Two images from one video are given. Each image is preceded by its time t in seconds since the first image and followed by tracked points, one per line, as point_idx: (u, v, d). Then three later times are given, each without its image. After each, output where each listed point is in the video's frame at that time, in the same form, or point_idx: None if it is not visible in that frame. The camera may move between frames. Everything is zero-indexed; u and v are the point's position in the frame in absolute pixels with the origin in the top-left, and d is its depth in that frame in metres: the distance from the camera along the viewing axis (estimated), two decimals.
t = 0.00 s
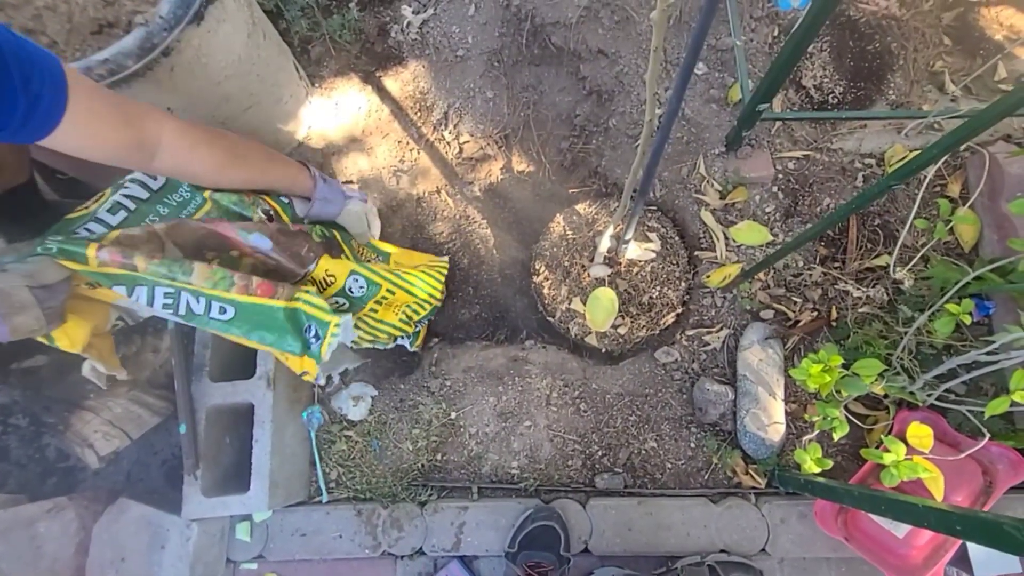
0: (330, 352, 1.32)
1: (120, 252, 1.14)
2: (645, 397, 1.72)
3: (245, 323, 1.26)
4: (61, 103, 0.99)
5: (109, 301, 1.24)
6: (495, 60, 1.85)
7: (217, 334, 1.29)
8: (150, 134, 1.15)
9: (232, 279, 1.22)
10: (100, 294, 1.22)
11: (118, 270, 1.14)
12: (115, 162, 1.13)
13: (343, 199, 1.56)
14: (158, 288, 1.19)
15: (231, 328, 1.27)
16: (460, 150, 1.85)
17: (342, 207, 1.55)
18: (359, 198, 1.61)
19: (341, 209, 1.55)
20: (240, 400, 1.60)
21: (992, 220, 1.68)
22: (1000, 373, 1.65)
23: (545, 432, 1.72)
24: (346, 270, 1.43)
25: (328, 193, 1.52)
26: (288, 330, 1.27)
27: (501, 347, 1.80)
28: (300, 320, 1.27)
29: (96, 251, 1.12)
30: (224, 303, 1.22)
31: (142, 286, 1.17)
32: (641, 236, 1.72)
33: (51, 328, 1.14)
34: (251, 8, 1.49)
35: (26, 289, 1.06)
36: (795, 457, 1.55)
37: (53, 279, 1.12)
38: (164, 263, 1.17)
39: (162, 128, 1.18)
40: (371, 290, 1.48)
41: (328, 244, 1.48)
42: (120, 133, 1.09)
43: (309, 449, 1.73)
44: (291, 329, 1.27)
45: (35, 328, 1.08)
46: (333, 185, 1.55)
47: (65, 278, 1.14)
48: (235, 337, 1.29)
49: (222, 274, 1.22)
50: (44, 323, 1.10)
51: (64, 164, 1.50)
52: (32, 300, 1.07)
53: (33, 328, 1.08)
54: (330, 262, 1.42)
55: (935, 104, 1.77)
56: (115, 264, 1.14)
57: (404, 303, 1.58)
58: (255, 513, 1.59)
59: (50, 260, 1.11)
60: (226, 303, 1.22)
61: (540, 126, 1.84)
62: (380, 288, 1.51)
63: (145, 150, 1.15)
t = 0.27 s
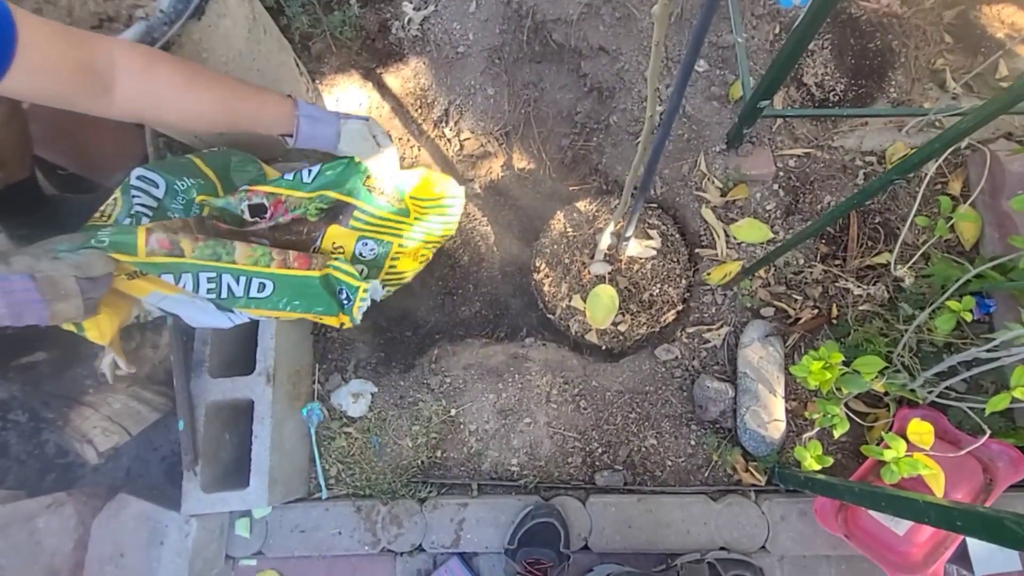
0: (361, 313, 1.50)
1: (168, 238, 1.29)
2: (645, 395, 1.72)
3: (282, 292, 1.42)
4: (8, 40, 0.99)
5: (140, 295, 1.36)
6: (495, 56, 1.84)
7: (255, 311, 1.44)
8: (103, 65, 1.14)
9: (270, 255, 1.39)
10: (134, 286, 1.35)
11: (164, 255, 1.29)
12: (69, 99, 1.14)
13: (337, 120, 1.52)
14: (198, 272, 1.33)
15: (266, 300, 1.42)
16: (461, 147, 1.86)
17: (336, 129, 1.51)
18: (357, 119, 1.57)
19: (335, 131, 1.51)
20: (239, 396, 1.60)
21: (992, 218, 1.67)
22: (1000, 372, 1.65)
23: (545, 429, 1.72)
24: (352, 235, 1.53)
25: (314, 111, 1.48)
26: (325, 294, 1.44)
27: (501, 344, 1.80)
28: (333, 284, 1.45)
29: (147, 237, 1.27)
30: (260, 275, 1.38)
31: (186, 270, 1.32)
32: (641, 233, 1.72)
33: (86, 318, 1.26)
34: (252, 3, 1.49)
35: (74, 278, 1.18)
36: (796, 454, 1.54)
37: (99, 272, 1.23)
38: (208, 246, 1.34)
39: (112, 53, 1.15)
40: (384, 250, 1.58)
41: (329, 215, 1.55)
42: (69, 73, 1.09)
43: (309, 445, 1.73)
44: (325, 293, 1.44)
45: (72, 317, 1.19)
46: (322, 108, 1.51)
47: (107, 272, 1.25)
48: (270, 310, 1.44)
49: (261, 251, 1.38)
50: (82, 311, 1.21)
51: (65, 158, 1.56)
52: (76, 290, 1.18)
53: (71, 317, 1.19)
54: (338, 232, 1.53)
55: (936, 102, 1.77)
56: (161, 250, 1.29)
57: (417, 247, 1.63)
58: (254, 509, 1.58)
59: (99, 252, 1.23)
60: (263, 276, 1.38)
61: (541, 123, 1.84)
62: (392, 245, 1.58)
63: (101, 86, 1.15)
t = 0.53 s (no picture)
0: (346, 289, 1.52)
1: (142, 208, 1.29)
2: (645, 397, 1.72)
3: (266, 266, 1.41)
4: None
5: (129, 272, 1.35)
6: (496, 59, 1.85)
7: (243, 288, 1.44)
8: (84, 56, 1.13)
9: (249, 226, 1.37)
10: (121, 261, 1.33)
11: (138, 225, 1.29)
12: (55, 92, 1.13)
13: (330, 110, 1.51)
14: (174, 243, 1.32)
15: (249, 274, 1.41)
16: (462, 149, 1.86)
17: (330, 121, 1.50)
18: (349, 104, 1.55)
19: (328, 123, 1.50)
20: (239, 397, 1.60)
21: (992, 221, 1.68)
22: (999, 375, 1.65)
23: (544, 431, 1.72)
24: (344, 220, 1.54)
25: (307, 104, 1.46)
26: (309, 269, 1.44)
27: (501, 346, 1.80)
28: (319, 260, 1.46)
29: (118, 210, 1.27)
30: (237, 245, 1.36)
31: (161, 241, 1.31)
32: (641, 236, 1.73)
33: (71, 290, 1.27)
34: (253, 7, 1.51)
35: (38, 245, 1.18)
36: (795, 457, 1.55)
37: (67, 238, 1.23)
38: (183, 217, 1.32)
39: (94, 44, 1.14)
40: (376, 236, 1.57)
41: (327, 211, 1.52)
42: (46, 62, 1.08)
43: (309, 447, 1.73)
44: (311, 267, 1.44)
45: (49, 286, 1.23)
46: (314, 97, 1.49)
47: (81, 239, 1.26)
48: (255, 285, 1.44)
49: (239, 223, 1.36)
50: (58, 279, 1.24)
51: (68, 160, 1.57)
52: (44, 256, 1.20)
53: (48, 285, 1.23)
54: (332, 215, 1.53)
55: (935, 105, 1.77)
56: (134, 220, 1.28)
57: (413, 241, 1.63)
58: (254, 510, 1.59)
59: (66, 217, 1.23)
60: (242, 246, 1.36)
61: (541, 126, 1.84)
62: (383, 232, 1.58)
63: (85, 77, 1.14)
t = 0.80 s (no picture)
0: (352, 277, 1.42)
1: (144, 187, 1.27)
2: (646, 396, 1.72)
3: (265, 252, 1.35)
4: None
5: (136, 258, 1.35)
6: (497, 57, 1.85)
7: (244, 273, 1.39)
8: (61, 36, 1.14)
9: (246, 209, 1.32)
10: (130, 246, 1.33)
11: (139, 203, 1.27)
12: (39, 74, 1.16)
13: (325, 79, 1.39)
14: (174, 224, 1.30)
15: (249, 258, 1.36)
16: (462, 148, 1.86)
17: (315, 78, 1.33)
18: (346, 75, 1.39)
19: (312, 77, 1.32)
20: (240, 395, 1.60)
21: (993, 220, 1.68)
22: (1001, 374, 1.65)
23: (545, 430, 1.72)
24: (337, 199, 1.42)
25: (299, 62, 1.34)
26: (308, 252, 1.36)
27: (502, 344, 1.80)
28: (322, 244, 1.37)
29: (117, 187, 1.26)
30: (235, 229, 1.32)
31: (161, 221, 1.29)
32: (642, 235, 1.73)
33: (86, 267, 1.26)
34: (255, 5, 1.51)
35: (49, 215, 1.19)
36: (796, 455, 1.55)
37: (75, 212, 1.23)
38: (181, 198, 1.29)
39: (70, 20, 1.15)
40: (374, 208, 1.45)
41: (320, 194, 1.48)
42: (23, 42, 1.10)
43: (309, 445, 1.73)
44: (309, 251, 1.36)
45: (65, 260, 1.21)
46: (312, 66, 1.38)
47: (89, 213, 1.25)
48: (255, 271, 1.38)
49: (236, 204, 1.32)
50: (74, 254, 1.22)
51: (72, 159, 1.57)
52: (58, 228, 1.19)
53: (63, 259, 1.20)
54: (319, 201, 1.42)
55: (937, 104, 1.77)
56: (136, 198, 1.27)
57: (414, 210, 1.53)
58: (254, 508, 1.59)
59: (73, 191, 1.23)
60: (240, 230, 1.32)
61: (542, 124, 1.84)
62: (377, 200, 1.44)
63: (64, 58, 1.16)
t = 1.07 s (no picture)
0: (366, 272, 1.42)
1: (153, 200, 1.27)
2: (647, 399, 1.72)
3: (277, 254, 1.37)
4: None
5: (148, 270, 1.35)
6: (497, 61, 1.85)
7: (257, 276, 1.40)
8: (49, 37, 1.18)
9: (251, 215, 1.32)
10: (141, 260, 1.34)
11: (149, 216, 1.27)
12: (34, 75, 1.21)
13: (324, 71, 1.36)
14: (185, 233, 1.30)
15: (264, 262, 1.37)
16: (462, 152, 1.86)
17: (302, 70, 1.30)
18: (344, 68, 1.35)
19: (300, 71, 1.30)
20: (241, 399, 1.60)
21: (993, 223, 1.68)
22: (1002, 377, 1.65)
23: (546, 433, 1.72)
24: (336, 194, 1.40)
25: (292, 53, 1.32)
26: (320, 247, 1.37)
27: (502, 348, 1.81)
28: (330, 242, 1.38)
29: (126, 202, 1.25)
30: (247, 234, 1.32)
31: (172, 231, 1.29)
32: (642, 238, 1.73)
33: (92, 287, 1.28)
34: (256, 9, 1.53)
35: (64, 239, 1.19)
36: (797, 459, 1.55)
37: (89, 232, 1.23)
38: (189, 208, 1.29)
39: (56, 21, 1.19)
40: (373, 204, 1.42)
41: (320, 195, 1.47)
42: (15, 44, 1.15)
43: (311, 449, 1.73)
44: (318, 250, 1.37)
45: (75, 281, 1.23)
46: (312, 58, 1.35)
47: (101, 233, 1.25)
48: (269, 274, 1.39)
49: (241, 211, 1.31)
50: (83, 275, 1.24)
51: (70, 162, 1.60)
52: (70, 251, 1.20)
53: (73, 280, 1.23)
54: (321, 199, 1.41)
55: (936, 107, 1.77)
56: (145, 212, 1.27)
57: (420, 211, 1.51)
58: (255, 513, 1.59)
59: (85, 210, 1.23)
60: (251, 236, 1.32)
61: (542, 128, 1.84)
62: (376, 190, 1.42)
63: (54, 58, 1.20)
